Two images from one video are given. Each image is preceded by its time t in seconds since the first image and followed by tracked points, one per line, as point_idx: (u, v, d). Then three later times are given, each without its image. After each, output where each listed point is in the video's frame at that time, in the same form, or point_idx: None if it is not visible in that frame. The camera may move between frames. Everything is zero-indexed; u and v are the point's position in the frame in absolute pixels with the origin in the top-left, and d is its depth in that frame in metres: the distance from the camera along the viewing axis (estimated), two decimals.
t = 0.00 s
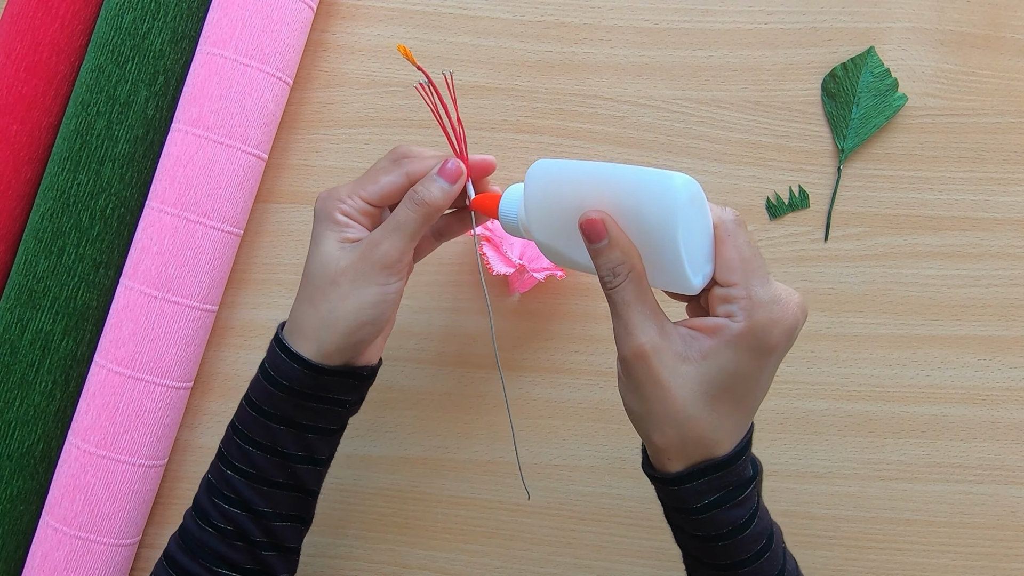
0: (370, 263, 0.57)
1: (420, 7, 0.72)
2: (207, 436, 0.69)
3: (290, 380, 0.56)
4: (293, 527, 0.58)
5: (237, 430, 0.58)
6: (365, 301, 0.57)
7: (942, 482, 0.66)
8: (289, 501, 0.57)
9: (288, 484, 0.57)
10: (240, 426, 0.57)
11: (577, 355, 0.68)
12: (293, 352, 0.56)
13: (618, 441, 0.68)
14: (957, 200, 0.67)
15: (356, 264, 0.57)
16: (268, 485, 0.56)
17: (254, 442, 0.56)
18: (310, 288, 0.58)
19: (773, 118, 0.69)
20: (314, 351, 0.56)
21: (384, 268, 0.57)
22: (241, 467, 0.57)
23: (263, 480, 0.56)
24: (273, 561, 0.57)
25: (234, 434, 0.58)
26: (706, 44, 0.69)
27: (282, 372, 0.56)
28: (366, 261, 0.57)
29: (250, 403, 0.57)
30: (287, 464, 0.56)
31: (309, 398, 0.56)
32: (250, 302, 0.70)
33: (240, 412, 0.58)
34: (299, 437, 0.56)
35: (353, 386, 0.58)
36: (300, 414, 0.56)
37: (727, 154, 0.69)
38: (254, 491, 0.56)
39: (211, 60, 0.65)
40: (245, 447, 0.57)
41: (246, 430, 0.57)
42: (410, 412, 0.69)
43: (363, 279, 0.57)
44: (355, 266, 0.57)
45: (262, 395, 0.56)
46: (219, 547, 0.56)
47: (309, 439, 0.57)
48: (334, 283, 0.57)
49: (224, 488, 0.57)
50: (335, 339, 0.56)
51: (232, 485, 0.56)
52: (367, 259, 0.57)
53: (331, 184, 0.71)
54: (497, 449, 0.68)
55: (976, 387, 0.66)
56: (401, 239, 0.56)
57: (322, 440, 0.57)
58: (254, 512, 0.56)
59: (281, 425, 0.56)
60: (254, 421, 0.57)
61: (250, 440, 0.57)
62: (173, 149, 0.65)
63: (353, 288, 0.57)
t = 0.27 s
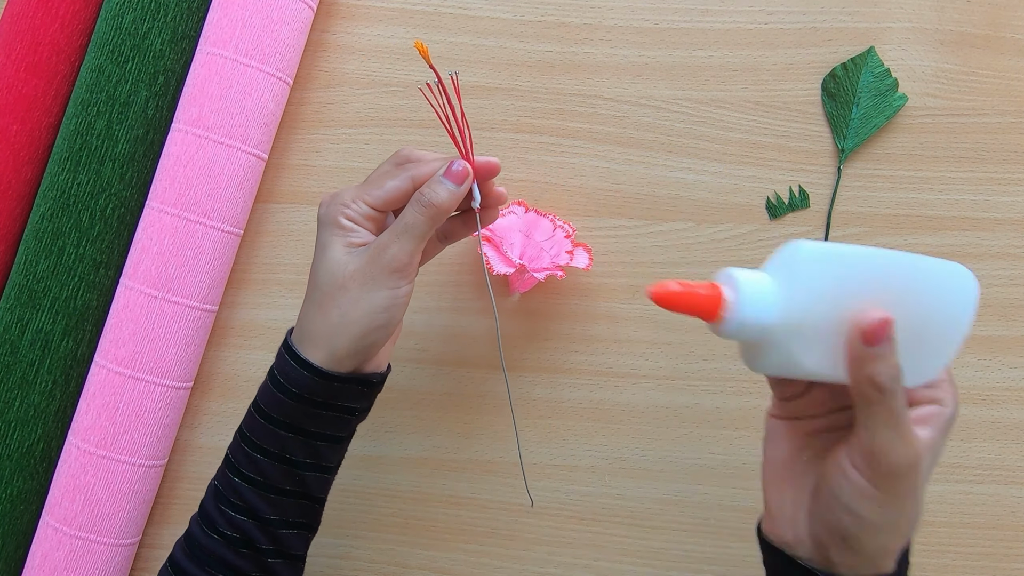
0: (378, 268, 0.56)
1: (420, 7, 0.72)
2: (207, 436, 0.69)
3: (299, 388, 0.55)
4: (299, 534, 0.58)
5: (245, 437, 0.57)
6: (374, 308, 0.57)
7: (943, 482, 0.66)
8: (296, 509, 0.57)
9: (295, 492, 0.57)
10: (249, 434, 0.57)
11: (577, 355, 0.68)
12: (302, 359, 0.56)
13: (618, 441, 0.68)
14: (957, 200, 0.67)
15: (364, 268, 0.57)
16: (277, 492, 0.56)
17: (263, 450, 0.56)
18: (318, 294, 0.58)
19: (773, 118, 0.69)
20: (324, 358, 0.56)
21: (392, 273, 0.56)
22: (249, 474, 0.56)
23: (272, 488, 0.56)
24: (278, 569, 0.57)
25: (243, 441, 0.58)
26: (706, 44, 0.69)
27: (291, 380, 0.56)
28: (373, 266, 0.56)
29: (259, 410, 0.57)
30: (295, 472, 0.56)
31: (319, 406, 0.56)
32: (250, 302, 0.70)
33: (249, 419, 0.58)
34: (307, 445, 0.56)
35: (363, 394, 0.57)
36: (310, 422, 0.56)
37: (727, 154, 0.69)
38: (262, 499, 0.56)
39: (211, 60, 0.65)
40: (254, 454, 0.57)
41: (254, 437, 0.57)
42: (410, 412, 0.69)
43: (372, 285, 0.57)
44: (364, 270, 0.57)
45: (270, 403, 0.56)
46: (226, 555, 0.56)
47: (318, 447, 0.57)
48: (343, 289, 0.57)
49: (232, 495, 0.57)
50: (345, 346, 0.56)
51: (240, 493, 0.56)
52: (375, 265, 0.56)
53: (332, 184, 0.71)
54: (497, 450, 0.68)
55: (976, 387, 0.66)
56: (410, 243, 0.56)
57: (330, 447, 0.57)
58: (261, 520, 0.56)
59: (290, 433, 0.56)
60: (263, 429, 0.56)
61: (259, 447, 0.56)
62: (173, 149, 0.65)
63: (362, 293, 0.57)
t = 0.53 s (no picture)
0: (367, 275, 0.56)
1: (420, 7, 0.72)
2: (207, 436, 0.69)
3: (287, 399, 0.55)
4: (289, 545, 0.58)
5: (233, 448, 0.57)
6: (363, 316, 0.57)
7: (942, 482, 0.66)
8: (286, 519, 0.57)
9: (284, 503, 0.57)
10: (237, 445, 0.57)
11: (578, 355, 0.68)
12: (290, 368, 0.56)
13: (618, 441, 0.68)
14: (957, 200, 0.67)
15: (354, 276, 0.57)
16: (266, 503, 0.56)
17: (252, 461, 0.56)
18: (306, 302, 0.58)
19: (773, 118, 0.69)
20: (312, 366, 0.56)
21: (381, 281, 0.57)
22: (238, 485, 0.56)
23: (261, 499, 0.56)
24: None
25: (231, 452, 0.57)
26: (706, 44, 0.69)
27: (280, 391, 0.55)
28: (363, 274, 0.57)
29: (247, 421, 0.57)
30: (283, 482, 0.56)
31: (307, 416, 0.56)
32: (249, 302, 0.70)
33: (237, 430, 0.58)
34: (296, 456, 0.56)
35: (352, 403, 0.57)
36: (298, 433, 0.56)
37: (727, 154, 0.69)
38: (251, 510, 0.56)
39: (211, 60, 0.65)
40: (242, 465, 0.56)
41: (242, 448, 0.57)
42: (410, 413, 0.69)
43: (360, 293, 0.57)
44: (353, 278, 0.57)
45: (258, 414, 0.56)
46: (216, 567, 0.56)
47: (307, 458, 0.56)
48: (332, 298, 0.57)
49: (220, 507, 0.57)
50: (333, 355, 0.56)
51: (230, 505, 0.56)
52: (364, 273, 0.57)
53: (332, 184, 0.71)
54: (498, 450, 0.68)
55: (976, 387, 0.66)
56: (399, 251, 0.56)
57: (320, 458, 0.57)
58: (250, 532, 0.56)
59: (279, 444, 0.56)
60: (250, 440, 0.56)
61: (247, 459, 0.56)
62: (173, 149, 0.65)
63: (351, 302, 0.57)
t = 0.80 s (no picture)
0: (369, 267, 0.56)
1: (420, 7, 0.72)
2: (207, 436, 0.69)
3: (291, 388, 0.55)
4: (292, 536, 0.58)
5: (236, 439, 0.57)
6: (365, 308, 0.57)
7: (943, 482, 0.66)
8: (289, 510, 0.57)
9: (287, 494, 0.57)
10: (240, 436, 0.57)
11: (578, 355, 0.68)
12: (292, 360, 0.56)
13: (618, 441, 0.68)
14: (957, 200, 0.67)
15: (356, 268, 0.57)
16: (269, 494, 0.56)
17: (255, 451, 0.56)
18: (308, 295, 0.58)
19: (772, 117, 0.69)
20: (314, 358, 0.56)
21: (383, 273, 0.56)
22: (240, 476, 0.56)
23: (264, 489, 0.56)
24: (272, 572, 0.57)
25: (233, 443, 0.58)
26: (706, 44, 0.69)
27: (283, 381, 0.56)
28: (364, 266, 0.56)
29: (249, 412, 0.57)
30: (287, 473, 0.56)
31: (311, 406, 0.56)
32: (250, 302, 0.70)
33: (239, 420, 0.58)
34: (299, 446, 0.56)
35: (354, 394, 0.57)
36: (302, 422, 0.56)
37: (727, 154, 0.69)
38: (254, 500, 0.56)
39: (211, 60, 0.65)
40: (245, 455, 0.57)
41: (245, 439, 0.57)
42: (410, 413, 0.69)
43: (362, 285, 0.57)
44: (355, 271, 0.57)
45: (262, 404, 0.56)
46: (218, 558, 0.56)
47: (310, 448, 0.57)
48: (333, 290, 0.57)
49: (223, 498, 0.57)
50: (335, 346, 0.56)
51: (232, 495, 0.56)
52: (365, 265, 0.56)
53: (332, 184, 0.71)
54: (498, 450, 0.68)
55: (976, 387, 0.66)
56: (400, 243, 0.56)
57: (322, 448, 0.57)
58: (253, 523, 0.56)
59: (283, 433, 0.56)
60: (253, 430, 0.56)
61: (250, 449, 0.56)
62: (173, 148, 0.65)
63: (352, 293, 0.57)
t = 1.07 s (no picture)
0: (387, 295, 0.55)
1: (420, 7, 0.72)
2: (206, 436, 0.69)
3: (301, 412, 0.55)
4: (294, 554, 0.58)
5: (242, 460, 0.57)
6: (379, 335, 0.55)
7: (943, 482, 0.66)
8: (293, 529, 0.57)
9: (293, 514, 0.57)
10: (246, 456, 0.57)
11: (577, 355, 0.68)
12: (306, 384, 0.55)
13: (618, 441, 0.68)
14: (957, 200, 0.67)
15: (373, 294, 0.55)
16: (274, 514, 0.56)
17: (262, 472, 0.56)
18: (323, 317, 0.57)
19: (772, 117, 0.69)
20: (326, 382, 0.55)
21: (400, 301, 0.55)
22: (246, 496, 0.56)
23: (269, 509, 0.56)
24: None
25: (239, 463, 0.57)
26: (706, 44, 0.70)
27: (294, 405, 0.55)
28: (381, 292, 0.55)
29: (257, 434, 0.56)
30: (293, 494, 0.56)
31: (321, 430, 0.55)
32: (249, 302, 0.70)
33: (245, 441, 0.57)
34: (307, 467, 0.56)
35: (362, 417, 0.57)
36: (311, 445, 0.56)
37: (727, 154, 0.69)
38: (260, 521, 0.56)
39: (211, 60, 0.65)
40: (251, 476, 0.56)
41: (252, 459, 0.56)
42: (410, 412, 0.69)
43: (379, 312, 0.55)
44: (372, 296, 0.55)
45: (271, 425, 0.56)
46: None
47: (317, 469, 0.57)
48: (349, 315, 0.56)
49: (227, 518, 0.56)
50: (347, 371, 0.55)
51: (237, 515, 0.56)
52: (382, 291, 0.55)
53: (331, 184, 0.71)
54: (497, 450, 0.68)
55: (976, 387, 0.66)
56: (420, 271, 0.55)
57: (328, 468, 0.57)
58: (257, 543, 0.56)
59: (291, 455, 0.56)
60: (261, 451, 0.56)
61: (257, 470, 0.56)
62: (173, 149, 0.65)
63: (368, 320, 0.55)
